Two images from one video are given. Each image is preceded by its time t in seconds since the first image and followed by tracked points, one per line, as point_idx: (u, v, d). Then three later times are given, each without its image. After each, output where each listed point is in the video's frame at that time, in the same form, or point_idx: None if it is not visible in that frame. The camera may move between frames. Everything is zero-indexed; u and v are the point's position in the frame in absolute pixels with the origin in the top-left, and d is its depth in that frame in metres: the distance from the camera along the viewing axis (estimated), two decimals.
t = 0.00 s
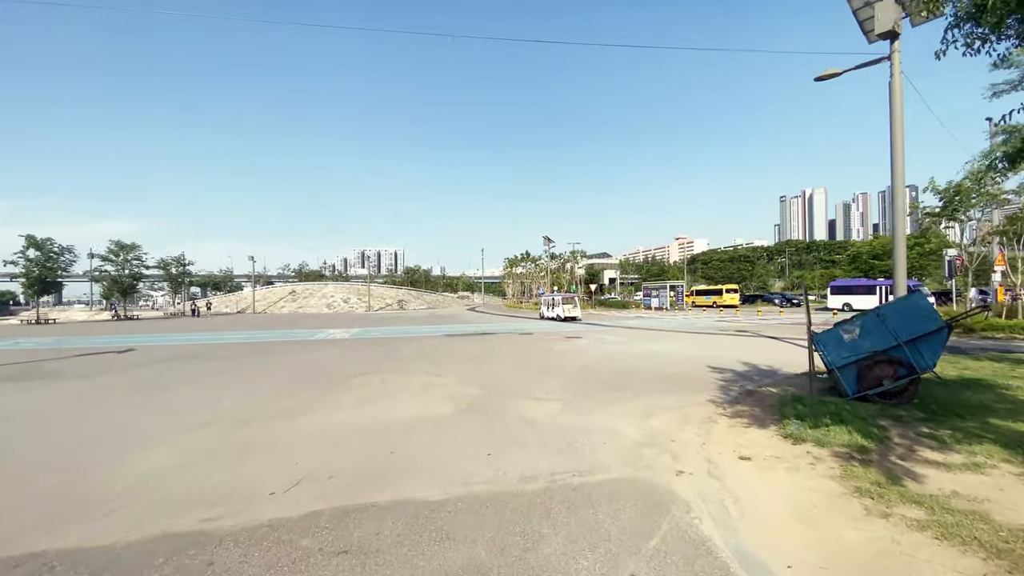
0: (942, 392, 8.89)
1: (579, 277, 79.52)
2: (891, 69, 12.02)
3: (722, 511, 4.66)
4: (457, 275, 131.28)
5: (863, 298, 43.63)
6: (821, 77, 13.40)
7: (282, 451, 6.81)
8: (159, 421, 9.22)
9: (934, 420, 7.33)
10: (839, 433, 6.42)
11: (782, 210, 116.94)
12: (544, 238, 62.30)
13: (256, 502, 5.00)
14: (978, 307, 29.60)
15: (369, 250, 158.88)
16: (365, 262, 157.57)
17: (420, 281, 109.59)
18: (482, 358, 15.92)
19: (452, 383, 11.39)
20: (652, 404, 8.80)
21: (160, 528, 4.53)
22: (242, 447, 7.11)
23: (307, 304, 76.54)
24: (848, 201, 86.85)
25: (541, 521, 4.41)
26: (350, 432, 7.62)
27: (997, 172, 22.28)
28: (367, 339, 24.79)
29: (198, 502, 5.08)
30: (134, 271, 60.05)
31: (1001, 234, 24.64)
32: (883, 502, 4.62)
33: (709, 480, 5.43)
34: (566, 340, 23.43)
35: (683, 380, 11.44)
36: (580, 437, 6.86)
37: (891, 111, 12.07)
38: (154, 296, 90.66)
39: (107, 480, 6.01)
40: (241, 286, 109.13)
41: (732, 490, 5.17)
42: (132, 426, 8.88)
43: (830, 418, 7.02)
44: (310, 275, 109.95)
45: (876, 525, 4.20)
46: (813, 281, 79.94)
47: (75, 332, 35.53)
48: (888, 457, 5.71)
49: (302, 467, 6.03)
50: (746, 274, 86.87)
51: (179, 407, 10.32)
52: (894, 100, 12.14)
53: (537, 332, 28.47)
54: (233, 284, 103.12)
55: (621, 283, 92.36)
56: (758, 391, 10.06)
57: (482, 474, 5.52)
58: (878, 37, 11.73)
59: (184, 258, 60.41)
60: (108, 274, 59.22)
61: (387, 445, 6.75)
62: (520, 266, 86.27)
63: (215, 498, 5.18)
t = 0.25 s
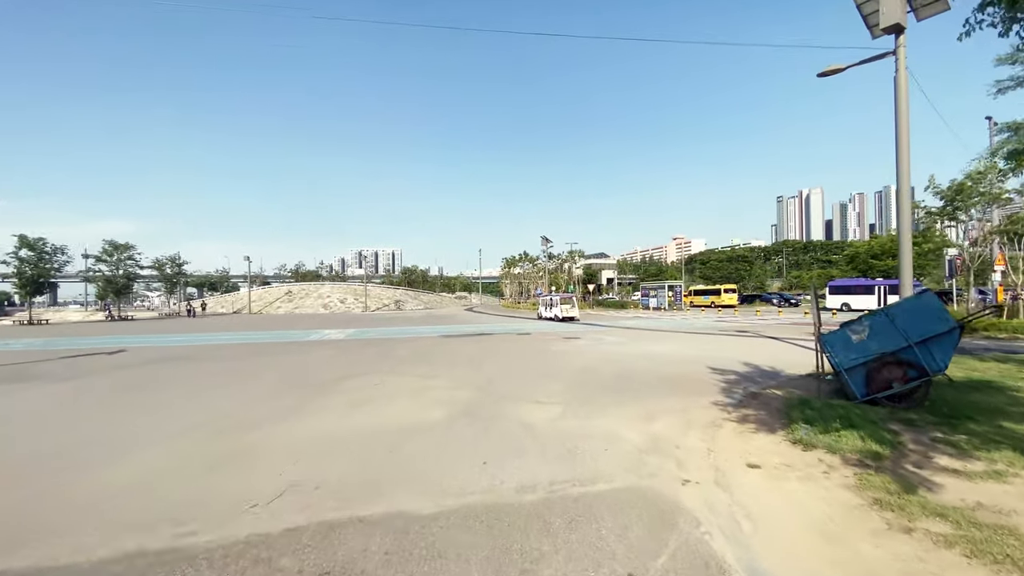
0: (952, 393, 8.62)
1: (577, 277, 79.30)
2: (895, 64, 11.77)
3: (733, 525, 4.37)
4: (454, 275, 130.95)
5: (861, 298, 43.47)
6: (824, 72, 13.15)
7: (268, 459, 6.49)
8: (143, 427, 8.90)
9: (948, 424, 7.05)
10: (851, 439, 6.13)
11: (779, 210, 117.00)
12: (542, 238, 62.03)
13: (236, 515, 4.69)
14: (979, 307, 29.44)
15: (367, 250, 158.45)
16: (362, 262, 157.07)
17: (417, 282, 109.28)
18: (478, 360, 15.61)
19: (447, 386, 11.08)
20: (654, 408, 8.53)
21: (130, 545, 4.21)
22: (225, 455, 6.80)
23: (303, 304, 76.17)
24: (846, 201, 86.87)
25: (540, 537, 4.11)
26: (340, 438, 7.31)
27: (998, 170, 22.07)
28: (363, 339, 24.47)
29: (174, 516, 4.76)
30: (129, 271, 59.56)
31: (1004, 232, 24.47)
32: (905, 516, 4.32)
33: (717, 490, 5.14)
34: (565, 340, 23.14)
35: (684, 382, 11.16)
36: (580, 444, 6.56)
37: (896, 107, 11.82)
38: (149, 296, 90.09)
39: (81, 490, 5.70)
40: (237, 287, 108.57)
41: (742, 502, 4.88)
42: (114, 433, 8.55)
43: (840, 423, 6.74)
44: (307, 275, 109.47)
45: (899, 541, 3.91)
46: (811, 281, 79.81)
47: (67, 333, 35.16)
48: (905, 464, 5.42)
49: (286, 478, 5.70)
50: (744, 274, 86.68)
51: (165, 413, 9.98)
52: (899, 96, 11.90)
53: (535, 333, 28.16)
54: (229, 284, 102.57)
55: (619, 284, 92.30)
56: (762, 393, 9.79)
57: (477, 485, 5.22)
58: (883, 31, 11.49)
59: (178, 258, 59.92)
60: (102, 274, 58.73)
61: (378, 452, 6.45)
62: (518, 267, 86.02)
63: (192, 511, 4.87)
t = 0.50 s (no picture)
0: (967, 397, 8.31)
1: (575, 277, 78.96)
2: (904, 57, 11.45)
3: (749, 545, 4.04)
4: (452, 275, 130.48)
5: (861, 297, 43.24)
6: (829, 66, 12.81)
7: (251, 469, 6.13)
8: (123, 431, 8.52)
9: (966, 430, 6.74)
10: (868, 447, 5.80)
11: (777, 209, 116.90)
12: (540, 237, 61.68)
13: (212, 536, 4.34)
14: (981, 307, 29.20)
15: (364, 249, 157.81)
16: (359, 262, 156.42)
17: (415, 281, 108.79)
18: (476, 361, 15.26)
19: (443, 389, 10.72)
20: (657, 412, 8.20)
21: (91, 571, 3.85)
22: (207, 464, 6.45)
23: (299, 304, 75.64)
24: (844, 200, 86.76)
25: (540, 560, 3.77)
26: (329, 446, 6.96)
27: (1002, 168, 21.78)
28: (358, 340, 24.08)
29: (145, 536, 4.42)
30: (122, 270, 58.95)
31: (1007, 231, 24.22)
32: (935, 535, 3.99)
33: (729, 505, 4.80)
34: (563, 341, 22.80)
35: (687, 384, 10.84)
36: (581, 452, 6.21)
37: (904, 100, 11.50)
38: (144, 296, 89.40)
39: (49, 504, 5.33)
40: (233, 286, 107.91)
41: (757, 518, 4.55)
42: (94, 437, 8.19)
43: (854, 430, 6.41)
44: (303, 274, 108.79)
45: (932, 564, 3.59)
46: (809, 280, 79.63)
47: (58, 333, 34.65)
48: (928, 476, 5.10)
49: (267, 491, 5.34)
50: (742, 273, 86.46)
51: (149, 417, 9.61)
52: (908, 90, 11.58)
53: (533, 333, 27.72)
54: (225, 284, 101.97)
55: (617, 283, 92.02)
56: (768, 397, 9.47)
57: (473, 499, 4.88)
58: (891, 23, 11.16)
59: (173, 257, 59.30)
60: (95, 273, 58.10)
61: (369, 462, 6.10)
62: (516, 266, 85.61)
63: (164, 530, 4.51)
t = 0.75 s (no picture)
0: (980, 401, 8.03)
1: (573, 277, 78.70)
2: (911, 52, 11.20)
3: (766, 564, 3.74)
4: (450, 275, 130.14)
5: (860, 298, 43.09)
6: (834, 61, 12.56)
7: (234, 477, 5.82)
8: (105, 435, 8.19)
9: (984, 436, 6.46)
10: (886, 455, 5.51)
11: (775, 210, 116.94)
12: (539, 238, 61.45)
13: (184, 553, 3.98)
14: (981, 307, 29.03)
15: (361, 250, 157.35)
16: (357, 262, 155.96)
17: (412, 282, 108.43)
18: (473, 362, 14.94)
19: (439, 391, 10.40)
20: (661, 416, 7.91)
21: None
22: (188, 471, 6.09)
23: (296, 304, 75.21)
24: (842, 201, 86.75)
25: None
26: (317, 452, 6.60)
27: (1005, 167, 21.57)
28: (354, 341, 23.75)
29: (111, 552, 4.06)
30: (117, 271, 58.47)
31: (1009, 231, 24.05)
32: (969, 552, 3.71)
33: (741, 517, 4.51)
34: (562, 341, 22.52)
35: (690, 387, 10.55)
36: (584, 459, 5.92)
37: (911, 96, 11.25)
38: (140, 296, 88.84)
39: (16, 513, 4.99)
40: (230, 286, 107.42)
41: (773, 532, 4.26)
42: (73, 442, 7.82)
43: (870, 436, 6.11)
44: (300, 275, 108.33)
45: None
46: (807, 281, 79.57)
47: (50, 334, 34.22)
48: (952, 487, 4.81)
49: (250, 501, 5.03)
50: (740, 273, 86.33)
51: (132, 420, 9.23)
52: (915, 85, 11.33)
53: (531, 334, 27.43)
54: (221, 284, 101.42)
55: (615, 284, 91.80)
56: (774, 400, 9.19)
57: (468, 513, 4.55)
58: (898, 17, 10.92)
59: (168, 257, 58.84)
60: (90, 273, 57.61)
61: (360, 470, 5.79)
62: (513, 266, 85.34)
63: (137, 545, 4.19)
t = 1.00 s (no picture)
0: (988, 404, 7.80)
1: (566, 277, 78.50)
2: (913, 47, 10.97)
3: None
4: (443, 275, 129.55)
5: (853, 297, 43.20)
6: (833, 57, 12.32)
7: (208, 492, 5.43)
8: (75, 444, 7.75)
9: (997, 442, 6.21)
10: (900, 465, 5.23)
11: (767, 210, 117.48)
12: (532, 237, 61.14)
13: None
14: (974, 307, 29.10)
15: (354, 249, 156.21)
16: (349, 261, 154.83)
17: (406, 281, 107.76)
18: (465, 364, 14.56)
19: (429, 395, 10.03)
20: (661, 422, 7.60)
21: None
22: (160, 486, 5.70)
23: (287, 304, 74.38)
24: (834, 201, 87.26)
25: None
26: (298, 464, 6.20)
27: (1001, 167, 21.55)
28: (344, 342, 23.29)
29: None
30: (103, 270, 57.41)
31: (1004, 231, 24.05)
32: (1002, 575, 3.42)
33: (751, 534, 4.21)
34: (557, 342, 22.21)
35: (689, 390, 10.27)
36: (582, 470, 5.60)
37: (914, 92, 11.03)
38: (128, 296, 87.48)
39: None
40: (219, 286, 106.08)
41: (786, 552, 3.96)
42: (39, 452, 7.36)
43: (881, 444, 5.84)
44: (292, 274, 107.29)
45: None
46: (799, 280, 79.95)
47: (32, 335, 33.38)
48: (974, 501, 4.52)
49: (221, 520, 4.65)
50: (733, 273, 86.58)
51: (107, 427, 8.79)
52: (917, 81, 11.11)
53: (525, 334, 27.09)
54: (211, 284, 100.20)
55: (609, 283, 91.72)
56: (776, 403, 8.91)
57: (458, 533, 4.19)
58: (900, 11, 10.69)
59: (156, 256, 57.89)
60: (75, 273, 56.52)
61: (343, 484, 5.42)
62: (507, 266, 84.99)
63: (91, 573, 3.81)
